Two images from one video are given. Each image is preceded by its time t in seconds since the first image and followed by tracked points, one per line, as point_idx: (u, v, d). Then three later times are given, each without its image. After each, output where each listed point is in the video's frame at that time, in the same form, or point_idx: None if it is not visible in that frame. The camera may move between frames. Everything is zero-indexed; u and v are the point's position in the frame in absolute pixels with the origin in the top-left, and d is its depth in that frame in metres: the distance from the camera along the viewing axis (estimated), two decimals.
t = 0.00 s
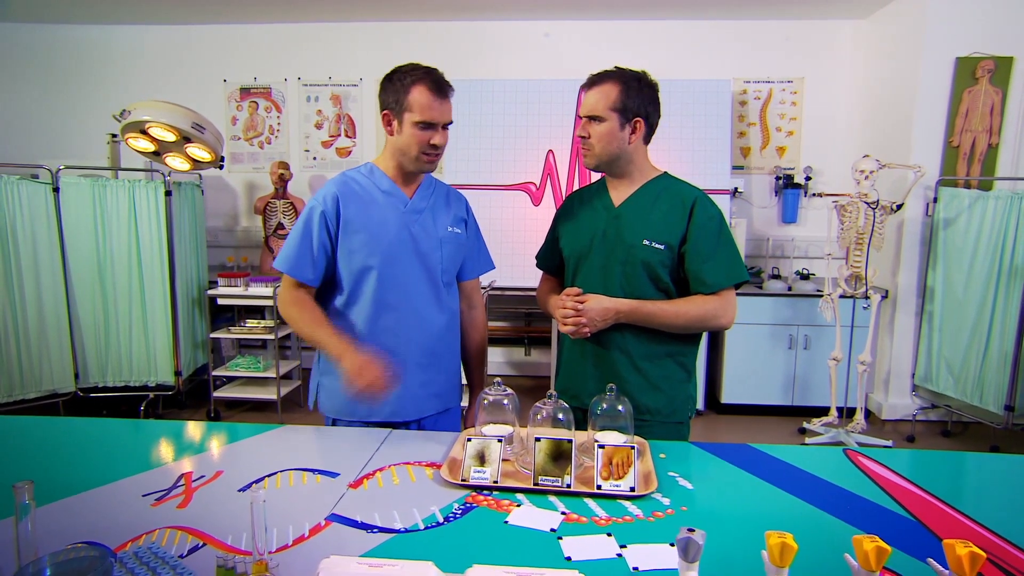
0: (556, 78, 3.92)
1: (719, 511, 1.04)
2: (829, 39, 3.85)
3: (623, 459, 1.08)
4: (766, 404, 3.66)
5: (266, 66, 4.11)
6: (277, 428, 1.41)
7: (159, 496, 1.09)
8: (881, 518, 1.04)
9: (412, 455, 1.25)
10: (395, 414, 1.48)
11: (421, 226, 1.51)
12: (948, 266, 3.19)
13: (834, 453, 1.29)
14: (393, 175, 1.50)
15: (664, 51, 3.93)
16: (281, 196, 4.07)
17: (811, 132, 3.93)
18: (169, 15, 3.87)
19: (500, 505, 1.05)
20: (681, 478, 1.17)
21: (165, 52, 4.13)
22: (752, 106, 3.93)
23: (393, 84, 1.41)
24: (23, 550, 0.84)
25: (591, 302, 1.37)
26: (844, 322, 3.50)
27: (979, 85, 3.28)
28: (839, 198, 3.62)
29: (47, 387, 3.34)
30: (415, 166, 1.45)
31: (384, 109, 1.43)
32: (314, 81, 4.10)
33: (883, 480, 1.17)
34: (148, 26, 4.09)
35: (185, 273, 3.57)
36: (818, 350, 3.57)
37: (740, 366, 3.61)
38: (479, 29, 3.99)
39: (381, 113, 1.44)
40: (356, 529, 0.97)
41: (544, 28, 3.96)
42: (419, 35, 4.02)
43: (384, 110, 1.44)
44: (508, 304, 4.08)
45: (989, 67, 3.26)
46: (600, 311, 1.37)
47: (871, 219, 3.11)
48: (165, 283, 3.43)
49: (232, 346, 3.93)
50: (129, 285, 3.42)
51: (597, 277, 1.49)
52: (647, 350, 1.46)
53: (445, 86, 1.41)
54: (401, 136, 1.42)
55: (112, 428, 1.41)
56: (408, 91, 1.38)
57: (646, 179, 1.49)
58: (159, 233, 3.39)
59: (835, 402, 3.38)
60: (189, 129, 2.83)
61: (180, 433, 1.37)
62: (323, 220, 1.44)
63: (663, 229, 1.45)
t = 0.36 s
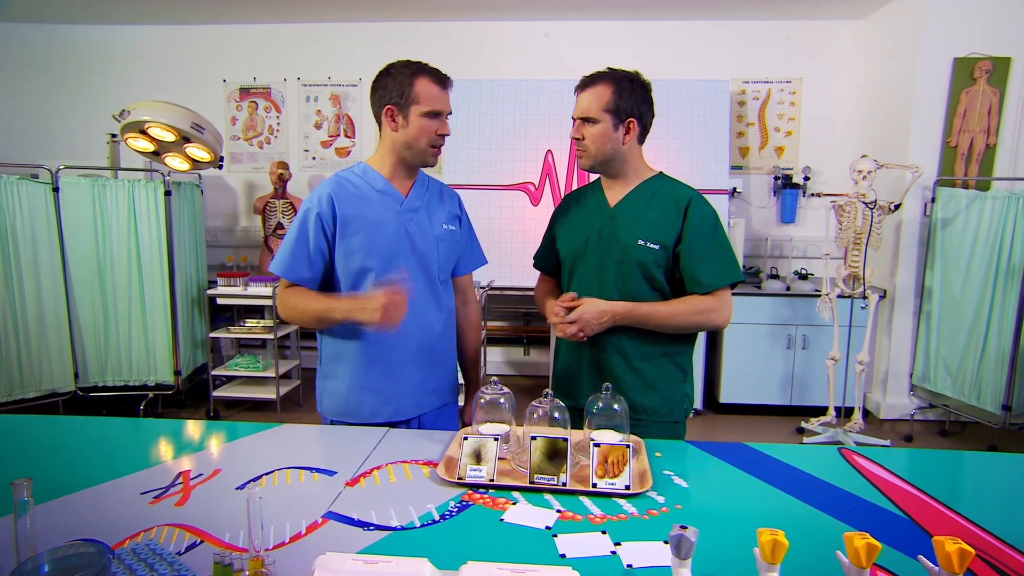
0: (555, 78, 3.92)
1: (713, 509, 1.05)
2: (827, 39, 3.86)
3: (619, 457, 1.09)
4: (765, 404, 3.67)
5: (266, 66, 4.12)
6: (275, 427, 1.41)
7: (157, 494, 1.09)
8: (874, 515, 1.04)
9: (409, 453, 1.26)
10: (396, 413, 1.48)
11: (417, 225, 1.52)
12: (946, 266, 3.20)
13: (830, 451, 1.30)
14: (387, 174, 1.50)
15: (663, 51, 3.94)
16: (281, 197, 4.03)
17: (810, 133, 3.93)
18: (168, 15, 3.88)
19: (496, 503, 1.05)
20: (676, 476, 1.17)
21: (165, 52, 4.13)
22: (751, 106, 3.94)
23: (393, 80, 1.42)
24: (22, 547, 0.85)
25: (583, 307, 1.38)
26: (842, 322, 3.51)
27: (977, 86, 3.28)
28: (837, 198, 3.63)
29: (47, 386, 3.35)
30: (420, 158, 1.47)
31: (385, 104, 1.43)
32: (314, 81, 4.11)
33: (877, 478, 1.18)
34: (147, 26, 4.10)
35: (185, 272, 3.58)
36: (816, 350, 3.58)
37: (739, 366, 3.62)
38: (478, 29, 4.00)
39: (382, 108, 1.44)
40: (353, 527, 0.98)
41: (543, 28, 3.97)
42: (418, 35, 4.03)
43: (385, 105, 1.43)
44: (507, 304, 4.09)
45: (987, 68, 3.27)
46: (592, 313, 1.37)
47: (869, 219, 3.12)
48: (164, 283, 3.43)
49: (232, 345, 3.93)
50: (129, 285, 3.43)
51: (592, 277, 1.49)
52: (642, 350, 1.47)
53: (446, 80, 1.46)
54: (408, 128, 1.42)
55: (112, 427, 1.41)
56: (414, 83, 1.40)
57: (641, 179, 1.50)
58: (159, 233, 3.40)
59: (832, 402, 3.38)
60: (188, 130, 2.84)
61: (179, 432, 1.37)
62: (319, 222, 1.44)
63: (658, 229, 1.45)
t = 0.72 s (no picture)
0: (555, 78, 3.93)
1: (709, 508, 1.06)
2: (827, 39, 3.86)
3: (616, 456, 1.09)
4: (764, 404, 3.68)
5: (266, 66, 4.13)
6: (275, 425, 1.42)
7: (156, 492, 1.10)
8: (869, 514, 1.05)
9: (407, 452, 1.26)
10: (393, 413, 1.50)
11: (426, 232, 1.52)
12: (945, 266, 3.20)
13: (826, 451, 1.30)
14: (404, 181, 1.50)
15: (663, 51, 3.94)
16: (281, 196, 4.04)
17: (809, 133, 3.94)
18: (169, 15, 3.88)
19: (493, 501, 1.06)
20: (673, 475, 1.18)
21: (165, 52, 4.14)
22: (750, 106, 3.95)
23: (416, 88, 1.41)
24: (22, 544, 0.86)
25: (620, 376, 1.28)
26: (841, 322, 3.51)
27: (976, 86, 3.29)
28: (836, 198, 3.63)
29: (48, 386, 3.36)
30: (439, 165, 1.46)
31: (407, 112, 1.41)
32: (314, 82, 4.12)
33: (874, 477, 1.18)
34: (148, 26, 4.11)
35: (185, 272, 3.59)
36: (815, 350, 3.59)
37: (738, 366, 3.62)
38: (478, 29, 4.00)
39: (404, 115, 1.42)
40: (351, 525, 0.99)
41: (543, 28, 3.97)
42: (418, 35, 4.04)
43: (407, 113, 1.41)
44: (507, 304, 4.10)
45: (986, 68, 3.27)
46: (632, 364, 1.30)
47: (868, 219, 3.12)
48: (165, 282, 3.44)
49: (232, 345, 3.94)
50: (129, 285, 3.44)
51: (588, 277, 1.49)
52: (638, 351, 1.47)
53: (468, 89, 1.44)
54: (430, 136, 1.41)
55: (112, 426, 1.42)
56: (437, 91, 1.39)
57: (637, 181, 1.51)
58: (159, 233, 3.41)
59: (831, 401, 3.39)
60: (188, 130, 2.84)
61: (179, 431, 1.38)
62: (331, 222, 1.45)
63: (654, 230, 1.46)
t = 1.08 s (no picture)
0: (556, 79, 3.93)
1: (708, 508, 1.06)
2: (828, 39, 3.86)
3: (616, 455, 1.10)
4: (764, 404, 3.67)
5: (268, 66, 4.14)
6: (276, 424, 1.43)
7: (159, 490, 1.11)
8: (869, 513, 1.05)
9: (408, 451, 1.27)
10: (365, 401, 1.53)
11: (407, 231, 1.48)
12: (947, 266, 3.20)
13: (827, 451, 1.30)
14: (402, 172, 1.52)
15: (664, 51, 3.94)
16: (283, 196, 4.06)
17: (810, 132, 3.94)
18: (171, 15, 3.89)
19: (494, 500, 1.06)
20: (673, 475, 1.18)
21: (168, 52, 4.15)
22: (751, 106, 3.95)
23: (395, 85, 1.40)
24: (26, 542, 0.86)
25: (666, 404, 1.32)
26: (842, 321, 3.51)
27: (977, 86, 3.28)
28: (838, 198, 3.62)
29: (51, 385, 3.37)
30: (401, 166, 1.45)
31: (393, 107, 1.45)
32: (315, 82, 4.13)
33: (874, 477, 1.18)
34: (150, 27, 4.12)
35: (187, 271, 3.60)
36: (816, 350, 3.58)
37: (738, 365, 3.62)
38: (479, 29, 4.01)
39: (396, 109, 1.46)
40: (352, 524, 0.99)
41: (544, 28, 3.98)
42: (419, 35, 4.04)
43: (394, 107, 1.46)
44: (508, 304, 4.10)
45: (988, 68, 3.27)
46: (675, 390, 1.33)
47: (869, 219, 3.12)
48: (167, 282, 3.45)
49: (234, 345, 3.94)
50: (132, 284, 3.45)
51: (586, 278, 1.49)
52: (636, 351, 1.48)
53: (422, 89, 1.33)
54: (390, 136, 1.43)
55: (116, 424, 1.42)
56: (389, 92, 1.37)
57: (634, 181, 1.51)
58: (161, 233, 3.41)
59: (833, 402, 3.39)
60: (190, 130, 2.85)
61: (183, 430, 1.38)
62: (336, 216, 1.57)
63: (652, 230, 1.46)
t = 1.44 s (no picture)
0: (557, 79, 3.93)
1: (708, 508, 1.06)
2: (829, 39, 3.86)
3: (616, 455, 1.10)
4: (766, 404, 3.67)
5: (269, 66, 4.14)
6: (277, 423, 1.43)
7: (160, 490, 1.11)
8: (869, 513, 1.05)
9: (409, 451, 1.27)
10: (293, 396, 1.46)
11: (292, 229, 1.32)
12: (948, 267, 3.20)
13: (827, 451, 1.30)
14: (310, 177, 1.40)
15: (664, 51, 3.94)
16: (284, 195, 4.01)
17: (811, 132, 3.94)
18: (172, 15, 3.90)
19: (494, 500, 1.07)
20: (673, 474, 1.18)
21: (169, 53, 4.16)
22: (753, 106, 3.95)
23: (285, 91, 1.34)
24: (28, 540, 0.87)
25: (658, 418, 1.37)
26: (843, 321, 3.51)
27: (979, 86, 3.28)
28: (839, 197, 3.62)
29: (52, 384, 3.37)
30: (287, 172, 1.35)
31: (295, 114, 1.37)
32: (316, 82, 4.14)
33: (874, 477, 1.18)
34: (152, 27, 4.13)
35: (188, 271, 3.60)
36: (817, 350, 3.58)
37: (740, 366, 3.62)
38: (480, 30, 4.01)
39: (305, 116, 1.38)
40: (352, 523, 0.99)
41: (544, 28, 3.98)
42: (420, 35, 4.05)
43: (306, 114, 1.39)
44: (509, 304, 4.11)
45: (989, 68, 3.26)
46: (666, 401, 1.37)
47: (871, 219, 3.12)
48: (169, 282, 3.46)
49: (236, 345, 3.95)
50: (133, 284, 3.45)
51: (587, 279, 1.49)
52: (636, 353, 1.47)
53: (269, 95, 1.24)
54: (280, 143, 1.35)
55: (118, 424, 1.43)
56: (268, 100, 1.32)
57: (636, 182, 1.50)
58: (163, 233, 3.42)
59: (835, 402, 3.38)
60: (192, 130, 2.86)
61: (184, 430, 1.39)
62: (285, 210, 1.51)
63: (653, 233, 1.44)
